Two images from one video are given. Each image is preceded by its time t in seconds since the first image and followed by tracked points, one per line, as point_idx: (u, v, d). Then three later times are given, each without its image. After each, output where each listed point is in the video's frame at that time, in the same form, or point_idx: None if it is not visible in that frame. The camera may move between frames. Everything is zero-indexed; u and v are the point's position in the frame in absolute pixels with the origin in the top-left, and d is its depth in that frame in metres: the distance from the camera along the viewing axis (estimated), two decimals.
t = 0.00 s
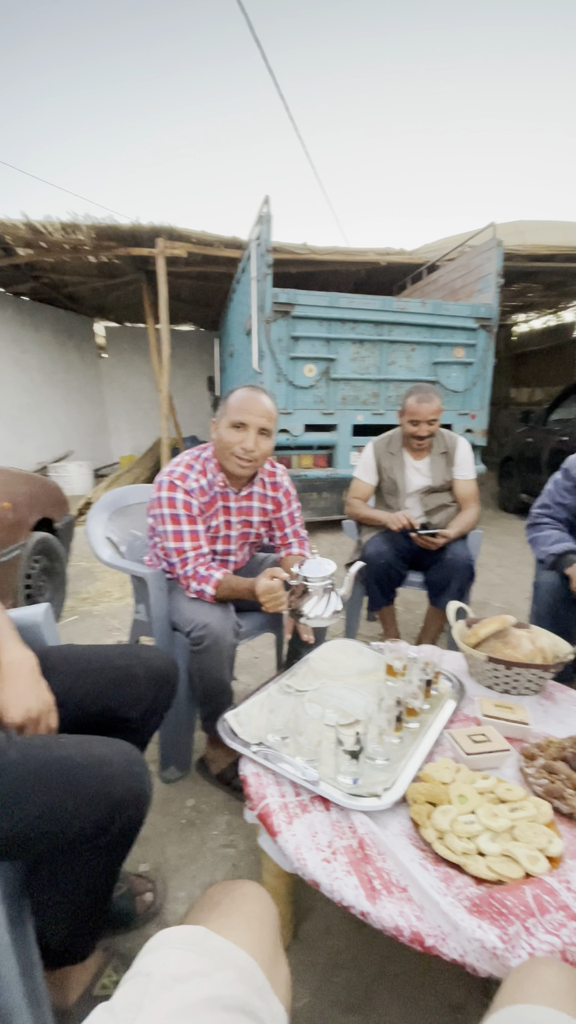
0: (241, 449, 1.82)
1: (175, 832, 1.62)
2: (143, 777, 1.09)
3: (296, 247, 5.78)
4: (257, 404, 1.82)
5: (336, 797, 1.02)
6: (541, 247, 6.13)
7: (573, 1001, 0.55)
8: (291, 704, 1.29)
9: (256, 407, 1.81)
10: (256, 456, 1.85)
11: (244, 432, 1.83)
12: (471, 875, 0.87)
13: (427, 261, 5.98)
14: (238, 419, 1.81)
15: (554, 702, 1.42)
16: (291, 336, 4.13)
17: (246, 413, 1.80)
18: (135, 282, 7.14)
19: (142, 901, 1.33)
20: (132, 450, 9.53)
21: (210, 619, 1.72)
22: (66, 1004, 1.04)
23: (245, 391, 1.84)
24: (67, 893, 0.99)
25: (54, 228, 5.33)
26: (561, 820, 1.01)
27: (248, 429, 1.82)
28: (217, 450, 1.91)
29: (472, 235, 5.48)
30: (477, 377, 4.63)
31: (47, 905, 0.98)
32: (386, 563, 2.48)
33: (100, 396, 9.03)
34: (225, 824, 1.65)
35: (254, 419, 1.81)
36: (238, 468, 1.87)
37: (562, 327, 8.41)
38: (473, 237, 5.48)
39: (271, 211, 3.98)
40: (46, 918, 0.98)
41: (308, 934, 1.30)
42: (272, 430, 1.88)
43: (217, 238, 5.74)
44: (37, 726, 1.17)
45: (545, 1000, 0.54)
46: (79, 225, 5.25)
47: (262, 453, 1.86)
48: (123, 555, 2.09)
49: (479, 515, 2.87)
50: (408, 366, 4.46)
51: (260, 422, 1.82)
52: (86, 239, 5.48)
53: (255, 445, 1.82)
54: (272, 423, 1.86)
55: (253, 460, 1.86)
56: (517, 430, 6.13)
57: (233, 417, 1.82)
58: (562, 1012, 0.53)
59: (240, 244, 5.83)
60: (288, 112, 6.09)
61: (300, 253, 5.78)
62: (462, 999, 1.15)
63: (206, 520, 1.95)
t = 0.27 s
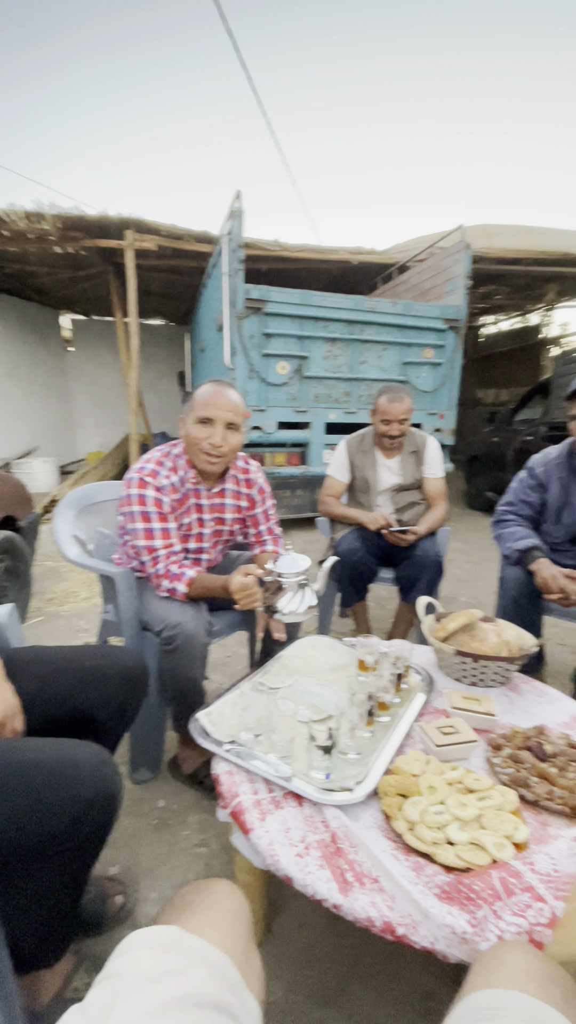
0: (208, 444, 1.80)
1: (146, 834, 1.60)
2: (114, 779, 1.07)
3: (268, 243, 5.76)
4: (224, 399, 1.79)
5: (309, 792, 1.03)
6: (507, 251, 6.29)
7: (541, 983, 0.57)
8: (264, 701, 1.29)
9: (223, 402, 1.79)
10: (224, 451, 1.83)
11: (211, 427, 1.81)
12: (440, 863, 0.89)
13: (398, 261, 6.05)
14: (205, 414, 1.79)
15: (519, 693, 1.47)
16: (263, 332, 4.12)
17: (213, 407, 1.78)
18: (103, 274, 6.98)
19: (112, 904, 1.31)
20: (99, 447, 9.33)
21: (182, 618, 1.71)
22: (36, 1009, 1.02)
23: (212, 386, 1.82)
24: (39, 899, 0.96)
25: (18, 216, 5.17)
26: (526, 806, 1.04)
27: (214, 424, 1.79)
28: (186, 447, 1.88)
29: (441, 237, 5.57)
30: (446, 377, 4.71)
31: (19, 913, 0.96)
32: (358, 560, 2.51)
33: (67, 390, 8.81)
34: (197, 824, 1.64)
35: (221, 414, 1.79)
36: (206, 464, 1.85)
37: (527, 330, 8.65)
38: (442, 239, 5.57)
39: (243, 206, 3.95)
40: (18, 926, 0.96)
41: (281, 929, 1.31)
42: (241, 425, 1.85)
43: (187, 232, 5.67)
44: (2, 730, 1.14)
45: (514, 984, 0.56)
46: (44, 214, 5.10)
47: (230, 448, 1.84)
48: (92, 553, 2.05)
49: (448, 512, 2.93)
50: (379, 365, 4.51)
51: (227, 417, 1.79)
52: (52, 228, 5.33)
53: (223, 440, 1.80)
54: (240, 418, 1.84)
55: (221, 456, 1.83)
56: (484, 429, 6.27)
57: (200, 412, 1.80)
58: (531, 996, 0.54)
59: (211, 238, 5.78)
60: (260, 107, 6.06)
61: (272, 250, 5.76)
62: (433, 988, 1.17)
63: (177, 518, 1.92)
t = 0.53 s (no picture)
0: (162, 442, 1.76)
1: (126, 836, 1.57)
2: (92, 782, 1.05)
3: (248, 238, 5.71)
4: (179, 394, 1.75)
5: (291, 789, 1.02)
6: (483, 251, 6.38)
7: (524, 972, 0.57)
8: (245, 699, 1.28)
9: (176, 397, 1.74)
10: (180, 448, 1.78)
11: (166, 424, 1.77)
12: (422, 857, 0.89)
13: (377, 260, 6.07)
14: (159, 411, 1.75)
15: (497, 686, 1.49)
16: (243, 328, 4.08)
17: (166, 404, 1.74)
18: (78, 266, 6.83)
19: (91, 908, 1.28)
20: (74, 443, 9.15)
21: (160, 616, 1.68)
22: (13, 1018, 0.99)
23: (170, 381, 1.78)
24: (15, 911, 0.93)
25: None
26: (505, 798, 1.06)
27: (168, 420, 1.75)
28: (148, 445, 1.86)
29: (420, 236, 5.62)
30: (424, 376, 4.76)
31: None
32: (339, 557, 2.51)
33: (41, 385, 8.62)
34: (177, 824, 1.62)
35: (174, 410, 1.74)
36: (165, 462, 1.81)
37: (503, 331, 8.79)
38: (421, 238, 5.61)
39: (222, 200, 3.91)
40: None
41: (263, 927, 1.30)
42: (200, 420, 1.80)
43: (166, 225, 5.58)
44: None
45: (497, 974, 0.56)
46: (17, 203, 4.97)
47: (187, 445, 1.79)
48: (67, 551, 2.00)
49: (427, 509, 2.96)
50: (358, 363, 4.53)
51: (181, 413, 1.74)
52: (25, 218, 5.20)
53: (177, 436, 1.75)
54: (198, 412, 1.78)
55: (177, 453, 1.79)
56: (461, 428, 6.36)
57: (155, 409, 1.77)
58: (514, 986, 0.55)
59: (190, 233, 5.70)
60: (240, 100, 6.00)
61: (252, 245, 5.72)
62: (414, 980, 1.19)
63: (151, 515, 1.90)
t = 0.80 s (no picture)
0: (141, 440, 1.74)
1: (113, 836, 1.56)
2: (80, 784, 1.04)
3: (236, 235, 5.68)
4: (156, 390, 1.73)
5: (281, 787, 1.02)
6: (470, 251, 6.42)
7: (516, 963, 0.58)
8: (235, 697, 1.28)
9: (153, 394, 1.72)
10: (161, 446, 1.76)
11: (144, 422, 1.75)
12: (412, 852, 0.90)
13: (366, 258, 6.08)
14: (136, 409, 1.73)
15: (484, 682, 1.51)
16: (231, 325, 4.06)
17: (143, 401, 1.72)
18: (63, 260, 6.74)
19: (78, 910, 1.27)
20: (58, 440, 9.04)
21: (145, 616, 1.67)
22: None
23: (145, 378, 1.76)
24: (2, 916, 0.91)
25: None
26: (492, 793, 1.07)
27: (147, 418, 1.73)
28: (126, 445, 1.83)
29: (408, 235, 5.63)
30: (412, 374, 4.79)
31: None
32: (328, 555, 2.51)
33: (25, 381, 8.49)
34: (166, 824, 1.61)
35: (152, 407, 1.72)
36: (145, 461, 1.79)
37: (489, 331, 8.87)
38: (409, 237, 5.62)
39: (210, 195, 3.89)
40: None
41: (253, 925, 1.30)
42: (178, 416, 1.78)
43: (153, 220, 5.53)
44: None
45: (491, 967, 0.56)
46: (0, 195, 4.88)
47: (167, 442, 1.77)
48: (52, 550, 1.97)
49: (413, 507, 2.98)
50: (346, 361, 4.53)
51: (159, 410, 1.73)
52: (8, 211, 5.10)
53: (156, 434, 1.73)
54: (176, 408, 1.77)
55: (157, 451, 1.77)
56: (448, 427, 6.41)
57: (132, 407, 1.74)
58: (507, 977, 0.55)
59: (177, 228, 5.65)
60: (227, 95, 5.95)
61: (240, 242, 5.69)
62: (404, 974, 1.19)
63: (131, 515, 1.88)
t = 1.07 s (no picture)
0: (160, 438, 1.75)
1: (104, 836, 1.55)
2: (71, 783, 1.03)
3: (229, 232, 5.65)
4: (176, 389, 1.75)
5: (273, 785, 1.02)
6: (462, 251, 6.44)
7: (509, 957, 0.58)
8: (226, 696, 1.27)
9: (175, 393, 1.74)
10: (176, 445, 1.79)
11: (163, 419, 1.75)
12: (403, 849, 0.90)
13: (358, 256, 6.08)
14: (156, 405, 1.73)
15: (475, 679, 1.52)
16: (224, 323, 4.04)
17: (164, 399, 1.73)
18: (54, 255, 6.67)
19: (69, 911, 1.26)
20: (49, 437, 8.97)
21: (137, 615, 1.66)
22: None
23: (161, 375, 1.76)
24: None
25: None
26: (483, 789, 1.07)
27: (167, 416, 1.74)
28: (131, 439, 1.81)
29: (401, 234, 5.63)
30: (404, 373, 4.80)
31: None
32: (320, 553, 2.52)
33: (14, 377, 8.41)
34: (157, 824, 1.61)
35: (173, 406, 1.74)
36: (157, 457, 1.80)
37: (481, 330, 8.91)
38: (402, 236, 5.62)
39: (202, 192, 3.87)
40: None
41: (245, 923, 1.30)
42: (192, 417, 1.82)
43: (144, 216, 5.49)
44: None
45: (484, 961, 0.57)
46: None
47: (182, 441, 1.80)
48: (42, 549, 1.96)
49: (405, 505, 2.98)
50: (339, 360, 4.53)
51: (180, 409, 1.75)
52: None
53: (176, 433, 1.76)
54: (192, 409, 1.81)
55: (173, 449, 1.79)
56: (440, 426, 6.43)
57: (150, 403, 1.73)
58: (501, 971, 0.56)
59: (169, 224, 5.62)
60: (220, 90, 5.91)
61: (233, 239, 5.67)
62: (395, 970, 1.20)
63: (124, 513, 1.87)
